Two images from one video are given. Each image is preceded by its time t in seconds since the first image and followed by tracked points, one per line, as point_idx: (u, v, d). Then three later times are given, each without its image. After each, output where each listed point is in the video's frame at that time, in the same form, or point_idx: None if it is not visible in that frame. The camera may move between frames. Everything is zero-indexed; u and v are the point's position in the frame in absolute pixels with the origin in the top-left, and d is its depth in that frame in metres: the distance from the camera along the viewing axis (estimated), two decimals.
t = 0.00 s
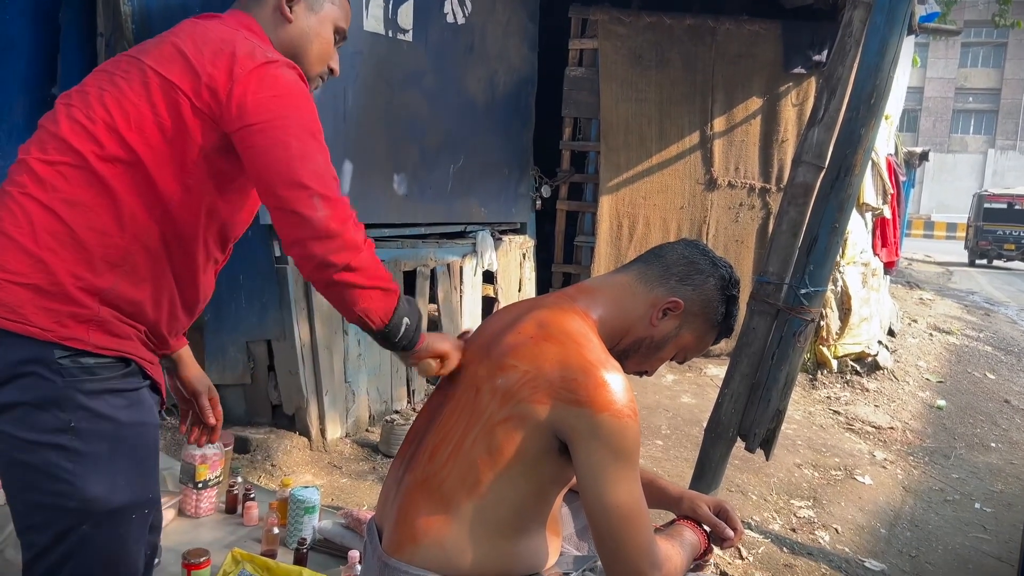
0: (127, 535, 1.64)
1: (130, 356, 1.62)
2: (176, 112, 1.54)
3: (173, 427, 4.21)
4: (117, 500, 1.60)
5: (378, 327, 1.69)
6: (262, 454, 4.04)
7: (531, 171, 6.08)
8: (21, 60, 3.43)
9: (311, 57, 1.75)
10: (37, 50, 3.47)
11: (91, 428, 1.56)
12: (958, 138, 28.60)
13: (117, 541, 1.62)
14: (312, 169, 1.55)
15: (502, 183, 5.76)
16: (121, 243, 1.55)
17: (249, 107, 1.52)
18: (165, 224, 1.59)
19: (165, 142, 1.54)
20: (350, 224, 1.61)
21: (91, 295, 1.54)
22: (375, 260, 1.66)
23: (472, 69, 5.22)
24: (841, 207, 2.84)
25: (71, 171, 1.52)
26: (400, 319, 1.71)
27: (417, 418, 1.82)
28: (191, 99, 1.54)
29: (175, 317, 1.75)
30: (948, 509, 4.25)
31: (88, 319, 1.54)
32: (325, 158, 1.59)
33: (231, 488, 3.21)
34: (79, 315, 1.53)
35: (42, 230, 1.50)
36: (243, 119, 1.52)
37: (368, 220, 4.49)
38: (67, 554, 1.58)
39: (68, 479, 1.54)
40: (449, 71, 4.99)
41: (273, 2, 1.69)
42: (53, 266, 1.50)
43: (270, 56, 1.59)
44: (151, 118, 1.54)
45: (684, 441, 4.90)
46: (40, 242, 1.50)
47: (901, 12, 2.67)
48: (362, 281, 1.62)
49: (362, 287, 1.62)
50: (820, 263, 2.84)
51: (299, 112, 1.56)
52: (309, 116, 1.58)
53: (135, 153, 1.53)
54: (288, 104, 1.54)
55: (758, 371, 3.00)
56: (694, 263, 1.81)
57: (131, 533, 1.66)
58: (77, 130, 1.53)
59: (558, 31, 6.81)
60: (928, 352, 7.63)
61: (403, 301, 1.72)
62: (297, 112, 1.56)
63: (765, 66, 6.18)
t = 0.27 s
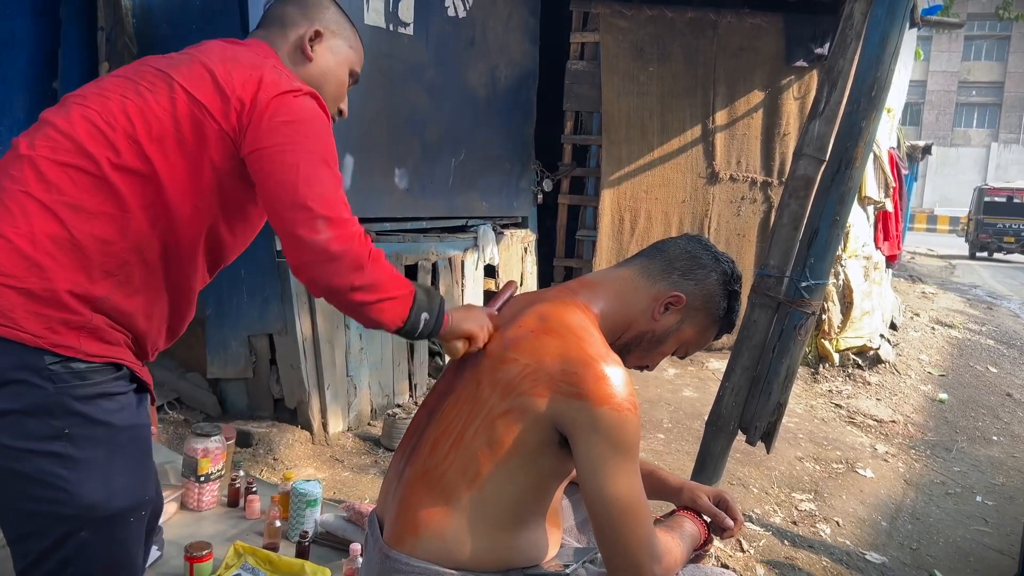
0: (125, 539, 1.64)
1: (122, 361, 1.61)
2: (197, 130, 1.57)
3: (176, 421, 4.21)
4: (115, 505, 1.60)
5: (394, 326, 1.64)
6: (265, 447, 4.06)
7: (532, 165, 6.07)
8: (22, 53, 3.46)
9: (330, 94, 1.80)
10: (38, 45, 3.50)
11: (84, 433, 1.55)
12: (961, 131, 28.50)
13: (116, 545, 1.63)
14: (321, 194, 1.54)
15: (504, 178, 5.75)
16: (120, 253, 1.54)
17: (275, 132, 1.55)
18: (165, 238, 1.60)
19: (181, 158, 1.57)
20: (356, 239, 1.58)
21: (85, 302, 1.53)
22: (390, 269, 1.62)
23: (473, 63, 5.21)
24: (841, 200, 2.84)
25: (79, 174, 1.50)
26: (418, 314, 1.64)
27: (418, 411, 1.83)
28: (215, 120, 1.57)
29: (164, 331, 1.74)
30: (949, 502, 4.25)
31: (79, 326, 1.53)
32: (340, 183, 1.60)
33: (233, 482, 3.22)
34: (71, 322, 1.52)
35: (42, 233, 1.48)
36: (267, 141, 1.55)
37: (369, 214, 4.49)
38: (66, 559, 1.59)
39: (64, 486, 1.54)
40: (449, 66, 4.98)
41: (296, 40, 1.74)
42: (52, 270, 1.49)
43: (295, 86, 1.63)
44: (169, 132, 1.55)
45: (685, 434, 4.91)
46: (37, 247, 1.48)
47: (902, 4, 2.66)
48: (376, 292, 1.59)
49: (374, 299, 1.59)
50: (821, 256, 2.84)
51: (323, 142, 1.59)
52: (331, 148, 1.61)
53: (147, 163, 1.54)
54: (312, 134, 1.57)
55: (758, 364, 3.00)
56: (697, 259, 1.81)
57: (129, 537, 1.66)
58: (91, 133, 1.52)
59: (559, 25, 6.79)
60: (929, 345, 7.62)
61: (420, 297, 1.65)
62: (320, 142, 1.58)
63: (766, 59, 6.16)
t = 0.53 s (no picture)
0: (107, 529, 1.65)
1: (107, 352, 1.62)
2: (207, 131, 1.65)
3: (179, 417, 4.22)
4: (98, 496, 1.61)
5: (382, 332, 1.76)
6: (268, 443, 4.06)
7: (534, 160, 6.07)
8: (26, 49, 3.47)
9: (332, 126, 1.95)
10: (42, 40, 3.52)
11: (69, 424, 1.56)
12: (965, 125, 28.41)
13: (98, 536, 1.64)
14: (329, 187, 1.66)
15: (507, 172, 5.75)
16: (116, 244, 1.58)
17: (283, 135, 1.66)
18: (161, 233, 1.64)
19: (188, 157, 1.64)
20: (360, 233, 1.70)
21: (73, 290, 1.55)
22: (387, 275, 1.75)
23: (475, 58, 5.21)
24: (845, 194, 2.84)
25: (85, 165, 1.55)
26: (404, 325, 1.78)
27: (422, 405, 1.83)
28: (226, 122, 1.66)
29: (149, 327, 1.75)
30: (952, 496, 4.25)
31: (65, 314, 1.54)
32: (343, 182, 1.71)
33: (237, 476, 3.23)
34: (57, 310, 1.53)
35: (41, 217, 1.51)
36: (276, 142, 1.65)
37: (372, 209, 4.48)
38: (49, 550, 1.61)
39: (47, 477, 1.55)
40: (451, 60, 4.97)
41: (305, 74, 1.90)
42: (48, 256, 1.51)
43: (305, 101, 1.76)
44: (179, 132, 1.63)
45: (689, 429, 4.91)
46: (32, 231, 1.50)
47: None
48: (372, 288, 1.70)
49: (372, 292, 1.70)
50: (824, 250, 2.84)
51: (328, 146, 1.71)
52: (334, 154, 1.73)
53: (153, 160, 1.60)
54: (317, 138, 1.69)
55: (762, 358, 3.00)
56: (702, 255, 1.80)
57: (112, 527, 1.67)
58: (102, 128, 1.58)
59: (562, 20, 6.78)
60: (933, 340, 7.61)
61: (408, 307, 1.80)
62: (326, 145, 1.70)
63: (770, 53, 6.11)
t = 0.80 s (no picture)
0: (99, 516, 1.65)
1: (101, 342, 1.63)
2: (210, 141, 1.72)
3: (182, 412, 4.23)
4: (91, 483, 1.61)
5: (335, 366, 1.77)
6: (271, 439, 4.07)
7: (536, 155, 6.05)
8: (28, 45, 3.46)
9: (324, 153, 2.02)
10: (43, 36, 3.51)
11: (65, 410, 1.56)
12: (967, 119, 28.32)
13: (91, 524, 1.63)
14: (308, 208, 1.72)
15: (509, 168, 5.74)
16: (114, 239, 1.61)
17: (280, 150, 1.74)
18: (157, 232, 1.68)
19: (190, 164, 1.70)
20: (334, 258, 1.75)
21: (69, 279, 1.57)
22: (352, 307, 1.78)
23: (477, 53, 5.19)
24: (848, 188, 2.83)
25: (90, 162, 1.59)
26: (361, 361, 1.80)
27: (424, 402, 1.83)
28: (229, 134, 1.74)
29: (140, 323, 1.77)
30: (955, 490, 4.25)
31: (61, 302, 1.55)
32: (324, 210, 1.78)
33: (240, 472, 3.24)
34: (53, 298, 1.54)
35: (44, 208, 1.54)
36: (272, 156, 1.73)
37: (374, 205, 4.48)
38: (42, 536, 1.59)
39: (42, 462, 1.54)
40: (453, 56, 4.96)
41: (303, 100, 1.99)
42: (48, 247, 1.54)
43: (304, 122, 1.85)
44: (183, 139, 1.70)
45: (691, 424, 4.91)
46: (32, 220, 1.53)
47: None
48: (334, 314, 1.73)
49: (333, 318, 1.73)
50: (827, 245, 2.83)
51: (320, 168, 1.79)
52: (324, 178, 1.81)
53: (157, 162, 1.66)
54: (313, 159, 1.78)
55: (765, 353, 3.00)
56: (705, 252, 1.80)
57: (105, 514, 1.67)
58: (110, 129, 1.63)
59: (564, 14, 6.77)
60: (935, 335, 7.61)
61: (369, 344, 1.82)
62: (316, 168, 1.78)
63: (772, 48, 6.08)
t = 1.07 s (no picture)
0: (109, 497, 1.65)
1: (104, 325, 1.63)
2: (205, 130, 1.74)
3: (184, 410, 4.23)
4: (102, 461, 1.61)
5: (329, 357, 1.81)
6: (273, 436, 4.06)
7: (538, 152, 6.04)
8: (30, 43, 3.46)
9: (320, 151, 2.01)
10: (45, 34, 3.51)
11: (73, 389, 1.56)
12: (969, 115, 28.24)
13: (102, 504, 1.63)
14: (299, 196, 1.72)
15: (511, 164, 5.73)
16: (113, 226, 1.61)
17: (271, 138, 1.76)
18: (156, 220, 1.68)
19: (187, 153, 1.71)
20: (322, 246, 1.76)
21: (73, 263, 1.57)
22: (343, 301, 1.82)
23: (478, 50, 5.18)
24: (850, 184, 2.81)
25: (88, 150, 1.59)
26: (352, 356, 1.84)
27: (426, 400, 1.83)
28: (223, 123, 1.76)
29: (139, 311, 1.77)
30: (958, 487, 4.25)
31: (66, 285, 1.56)
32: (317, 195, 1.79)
33: (243, 469, 3.24)
34: (58, 280, 1.55)
35: (44, 194, 1.54)
36: (265, 144, 1.74)
37: (375, 202, 4.48)
38: (55, 518, 1.58)
39: (53, 442, 1.54)
40: (455, 52, 4.95)
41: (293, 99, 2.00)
42: (49, 233, 1.54)
43: (296, 113, 1.87)
44: (179, 128, 1.70)
45: (693, 420, 4.91)
46: (34, 205, 1.53)
47: None
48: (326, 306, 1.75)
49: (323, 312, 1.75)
50: (829, 242, 2.82)
51: (311, 155, 1.80)
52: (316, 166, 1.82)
53: (153, 150, 1.66)
54: (304, 145, 1.80)
55: (767, 350, 2.99)
56: (706, 249, 1.79)
57: (115, 495, 1.67)
58: (107, 120, 1.64)
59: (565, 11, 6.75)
60: (937, 331, 7.60)
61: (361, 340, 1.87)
62: (307, 155, 1.79)
63: (774, 44, 6.06)
